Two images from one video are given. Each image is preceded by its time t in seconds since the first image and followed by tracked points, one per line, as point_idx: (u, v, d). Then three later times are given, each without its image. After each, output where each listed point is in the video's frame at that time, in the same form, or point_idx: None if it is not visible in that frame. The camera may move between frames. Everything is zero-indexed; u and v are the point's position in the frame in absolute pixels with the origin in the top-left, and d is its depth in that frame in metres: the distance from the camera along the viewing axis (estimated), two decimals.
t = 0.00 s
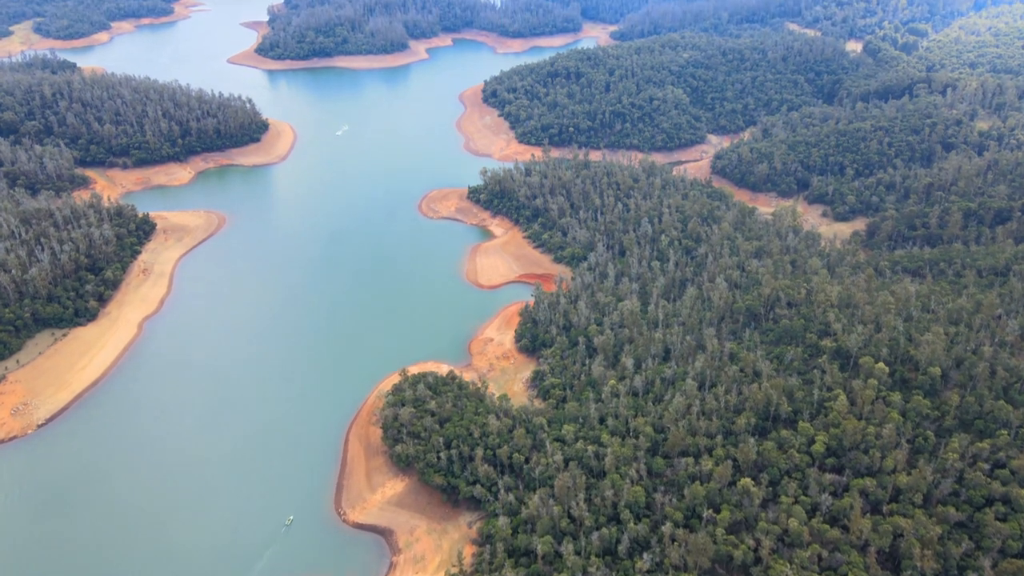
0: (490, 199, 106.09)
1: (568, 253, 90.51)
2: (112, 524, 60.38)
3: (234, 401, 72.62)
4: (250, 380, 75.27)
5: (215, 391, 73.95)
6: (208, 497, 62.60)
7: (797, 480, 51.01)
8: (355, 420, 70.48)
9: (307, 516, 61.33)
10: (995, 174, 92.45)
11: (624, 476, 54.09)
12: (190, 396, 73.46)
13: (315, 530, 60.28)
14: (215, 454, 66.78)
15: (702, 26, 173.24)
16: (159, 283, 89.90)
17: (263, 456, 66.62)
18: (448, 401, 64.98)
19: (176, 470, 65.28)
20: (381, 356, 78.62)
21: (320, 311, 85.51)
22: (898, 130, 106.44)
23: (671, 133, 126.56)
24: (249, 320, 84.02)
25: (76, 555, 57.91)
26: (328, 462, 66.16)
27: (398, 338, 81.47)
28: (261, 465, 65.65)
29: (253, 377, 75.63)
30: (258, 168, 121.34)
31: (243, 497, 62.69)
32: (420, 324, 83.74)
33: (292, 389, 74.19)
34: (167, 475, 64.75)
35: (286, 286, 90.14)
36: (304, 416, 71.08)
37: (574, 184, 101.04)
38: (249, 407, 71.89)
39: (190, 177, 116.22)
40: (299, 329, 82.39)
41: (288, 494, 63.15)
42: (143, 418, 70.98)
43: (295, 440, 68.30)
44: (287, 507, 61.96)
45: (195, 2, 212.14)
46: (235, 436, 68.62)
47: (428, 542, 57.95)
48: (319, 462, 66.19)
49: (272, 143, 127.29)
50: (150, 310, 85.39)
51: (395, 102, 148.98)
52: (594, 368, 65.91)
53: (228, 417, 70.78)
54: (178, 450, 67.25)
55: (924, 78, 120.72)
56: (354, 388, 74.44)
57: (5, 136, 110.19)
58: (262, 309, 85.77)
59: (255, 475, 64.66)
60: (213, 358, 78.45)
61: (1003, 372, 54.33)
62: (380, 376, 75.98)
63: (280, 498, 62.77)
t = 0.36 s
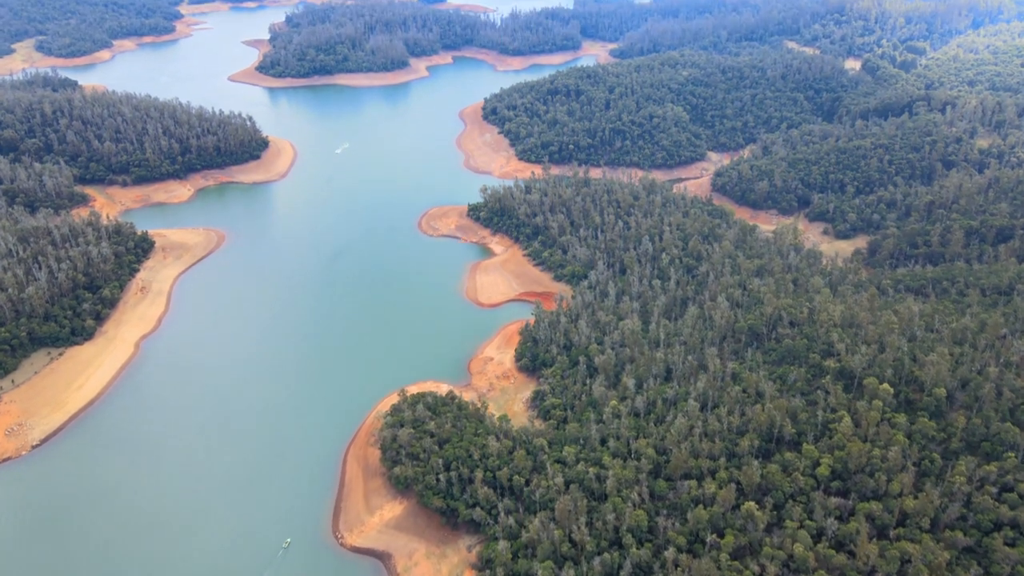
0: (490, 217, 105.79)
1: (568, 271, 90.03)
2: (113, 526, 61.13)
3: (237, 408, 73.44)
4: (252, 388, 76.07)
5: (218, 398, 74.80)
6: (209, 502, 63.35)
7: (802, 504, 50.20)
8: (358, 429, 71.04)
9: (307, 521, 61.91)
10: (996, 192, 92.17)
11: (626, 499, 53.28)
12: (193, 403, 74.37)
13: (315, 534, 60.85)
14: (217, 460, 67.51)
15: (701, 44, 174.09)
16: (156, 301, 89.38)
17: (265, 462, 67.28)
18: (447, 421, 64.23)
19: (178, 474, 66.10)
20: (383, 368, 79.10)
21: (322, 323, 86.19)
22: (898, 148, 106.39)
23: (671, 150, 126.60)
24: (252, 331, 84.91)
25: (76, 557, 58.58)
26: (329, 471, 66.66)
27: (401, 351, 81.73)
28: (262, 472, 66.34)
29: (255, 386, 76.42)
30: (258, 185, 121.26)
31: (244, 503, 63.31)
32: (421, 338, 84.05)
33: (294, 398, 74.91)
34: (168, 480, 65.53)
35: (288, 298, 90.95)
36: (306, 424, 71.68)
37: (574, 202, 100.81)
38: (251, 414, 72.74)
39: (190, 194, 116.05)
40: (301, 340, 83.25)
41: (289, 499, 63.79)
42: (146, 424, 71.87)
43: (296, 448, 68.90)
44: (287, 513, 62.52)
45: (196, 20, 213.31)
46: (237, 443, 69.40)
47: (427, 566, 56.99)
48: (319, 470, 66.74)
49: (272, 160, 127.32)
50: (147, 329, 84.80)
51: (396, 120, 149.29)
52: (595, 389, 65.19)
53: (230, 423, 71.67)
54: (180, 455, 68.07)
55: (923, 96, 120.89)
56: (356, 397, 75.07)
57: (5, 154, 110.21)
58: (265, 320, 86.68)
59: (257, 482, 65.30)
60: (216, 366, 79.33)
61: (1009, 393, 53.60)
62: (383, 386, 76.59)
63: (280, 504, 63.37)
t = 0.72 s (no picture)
0: (490, 232, 105.42)
1: (568, 287, 89.56)
2: (117, 527, 62.01)
3: (239, 413, 74.43)
4: (254, 393, 77.08)
5: (219, 403, 75.77)
6: (212, 507, 63.89)
7: (806, 526, 49.45)
8: (359, 433, 71.99)
9: (308, 522, 62.69)
10: (997, 207, 91.91)
11: (628, 520, 52.53)
12: (196, 408, 75.33)
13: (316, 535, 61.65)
14: (219, 463, 68.41)
15: (700, 60, 174.70)
16: (154, 317, 88.88)
17: (266, 465, 68.18)
18: (446, 440, 63.51)
19: (180, 477, 66.99)
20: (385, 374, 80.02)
21: (323, 331, 87.06)
22: (898, 163, 106.32)
23: (671, 166, 126.55)
24: (254, 338, 85.96)
25: (79, 560, 59.21)
26: (331, 473, 67.50)
27: (401, 359, 82.60)
28: (264, 475, 67.21)
29: (257, 391, 77.40)
30: (257, 201, 121.12)
31: (245, 507, 64.07)
32: (422, 347, 84.77)
33: (296, 404, 75.64)
34: (171, 482, 66.42)
35: (289, 307, 91.98)
36: (308, 428, 72.58)
37: (574, 218, 100.55)
38: (253, 419, 73.73)
39: (190, 210, 115.84)
40: (302, 350, 83.73)
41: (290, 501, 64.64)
42: (149, 429, 72.79)
43: (297, 454, 69.50)
44: (288, 521, 62.84)
45: (198, 37, 214.31)
46: (239, 446, 70.32)
47: None
48: (321, 473, 67.54)
49: (272, 176, 127.30)
50: (144, 345, 84.30)
51: (396, 135, 149.46)
52: (596, 407, 64.52)
53: (232, 427, 72.67)
54: (183, 459, 68.98)
55: (923, 112, 120.96)
56: (357, 404, 75.77)
57: (4, 170, 110.10)
58: (267, 328, 87.76)
59: (258, 485, 66.14)
60: (219, 372, 80.34)
61: (1015, 411, 52.91)
62: (384, 391, 77.54)
63: (282, 506, 64.21)
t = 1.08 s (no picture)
0: (490, 250, 105.04)
1: (569, 305, 89.01)
2: (118, 528, 63.03)
3: (241, 417, 75.60)
4: (254, 408, 76.88)
5: (222, 408, 76.88)
6: (212, 522, 63.65)
7: (812, 550, 48.58)
8: (360, 438, 73.14)
9: (306, 526, 63.52)
10: (999, 224, 91.61)
11: (630, 544, 51.65)
12: (198, 412, 76.55)
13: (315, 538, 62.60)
14: (221, 466, 69.50)
15: (699, 77, 175.18)
16: (151, 335, 88.33)
17: (266, 476, 68.37)
18: (445, 461, 62.67)
19: (182, 479, 68.07)
20: (386, 381, 81.21)
21: (325, 341, 88.09)
22: (899, 181, 106.19)
23: (671, 183, 126.41)
24: (256, 346, 87.17)
25: None
26: (330, 477, 68.52)
27: (402, 369, 83.28)
28: (264, 478, 68.23)
29: (259, 396, 78.55)
30: (257, 218, 120.89)
31: (245, 522, 63.78)
32: (423, 356, 85.79)
33: (295, 419, 75.42)
34: (173, 484, 67.51)
35: (291, 316, 93.15)
36: (308, 439, 72.83)
37: (574, 236, 100.21)
38: (255, 423, 74.91)
39: (189, 227, 115.55)
40: (301, 365, 83.62)
41: (289, 504, 65.65)
42: (152, 433, 73.89)
43: (296, 469, 69.23)
44: (289, 536, 62.57)
45: (199, 54, 215.26)
46: (240, 450, 71.39)
47: None
48: (321, 477, 68.54)
49: (272, 193, 127.19)
50: (142, 363, 83.74)
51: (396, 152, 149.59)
52: (597, 428, 63.76)
53: (232, 441, 72.53)
54: (183, 466, 69.58)
55: (923, 129, 121.07)
56: (357, 419, 75.56)
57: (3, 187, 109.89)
58: (269, 336, 88.96)
59: (258, 492, 66.66)
60: (220, 379, 81.48)
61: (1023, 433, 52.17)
62: (385, 397, 78.80)
63: (281, 510, 65.10)
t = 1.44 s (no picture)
0: (490, 265, 104.59)
1: (569, 321, 88.43)
2: (120, 535, 63.31)
3: (244, 425, 76.05)
4: (254, 423, 76.45)
5: (224, 418, 77.21)
6: (212, 537, 63.12)
7: (817, 573, 47.71)
8: (361, 450, 72.97)
9: (308, 531, 64.05)
10: (1001, 240, 91.20)
11: (632, 566, 50.78)
12: (200, 422, 76.97)
13: (317, 543, 63.04)
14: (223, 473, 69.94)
15: (699, 93, 175.64)
16: (149, 352, 87.67)
17: (266, 492, 67.89)
18: (444, 480, 61.84)
19: (184, 487, 68.43)
20: (388, 389, 81.88)
21: (327, 351, 88.76)
22: (899, 197, 105.97)
23: (671, 199, 126.28)
24: (258, 356, 87.73)
25: None
26: (333, 483, 69.03)
27: (402, 384, 82.88)
28: (266, 488, 68.31)
29: (261, 405, 79.10)
30: (256, 233, 120.61)
31: (245, 537, 63.25)
32: (425, 367, 86.32)
33: (295, 434, 74.97)
34: (173, 495, 67.50)
35: (292, 330, 93.18)
36: (308, 454, 72.39)
37: (575, 252, 99.80)
38: (257, 431, 75.42)
39: (188, 243, 115.21)
40: (301, 380, 83.23)
41: (291, 510, 66.10)
42: (154, 443, 74.21)
43: (296, 485, 68.75)
44: (289, 552, 62.10)
45: (200, 70, 215.98)
46: (242, 458, 71.79)
47: None
48: (323, 484, 68.93)
49: (272, 208, 127.01)
50: (139, 380, 83.09)
51: (396, 168, 149.67)
52: (598, 446, 62.99)
53: (232, 456, 72.08)
54: (183, 481, 69.11)
55: (923, 145, 121.01)
56: (357, 434, 75.16)
57: (2, 203, 109.66)
58: (272, 347, 89.53)
59: (258, 508, 66.16)
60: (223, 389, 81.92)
61: None
62: (387, 405, 79.44)
63: (282, 516, 65.39)
